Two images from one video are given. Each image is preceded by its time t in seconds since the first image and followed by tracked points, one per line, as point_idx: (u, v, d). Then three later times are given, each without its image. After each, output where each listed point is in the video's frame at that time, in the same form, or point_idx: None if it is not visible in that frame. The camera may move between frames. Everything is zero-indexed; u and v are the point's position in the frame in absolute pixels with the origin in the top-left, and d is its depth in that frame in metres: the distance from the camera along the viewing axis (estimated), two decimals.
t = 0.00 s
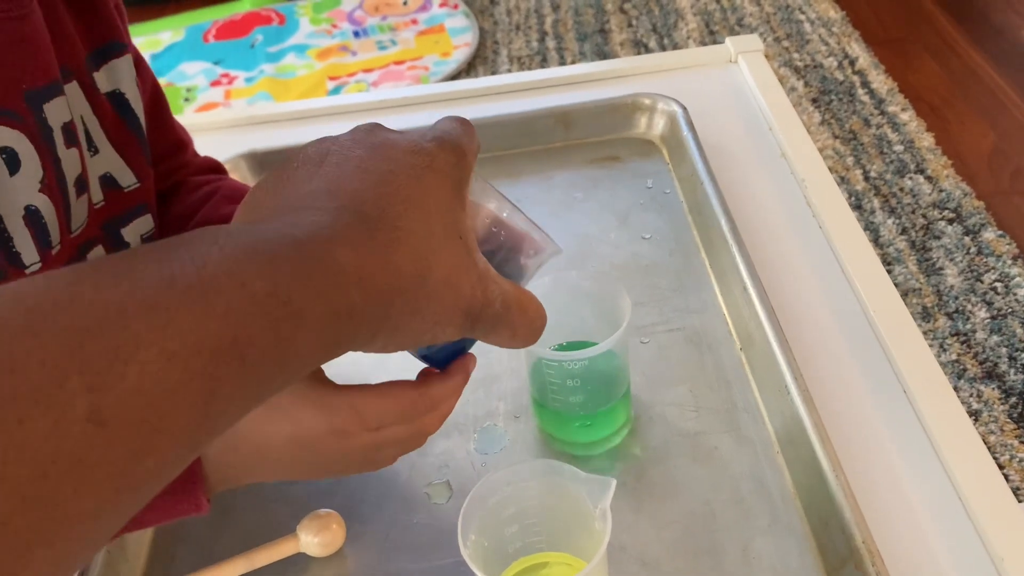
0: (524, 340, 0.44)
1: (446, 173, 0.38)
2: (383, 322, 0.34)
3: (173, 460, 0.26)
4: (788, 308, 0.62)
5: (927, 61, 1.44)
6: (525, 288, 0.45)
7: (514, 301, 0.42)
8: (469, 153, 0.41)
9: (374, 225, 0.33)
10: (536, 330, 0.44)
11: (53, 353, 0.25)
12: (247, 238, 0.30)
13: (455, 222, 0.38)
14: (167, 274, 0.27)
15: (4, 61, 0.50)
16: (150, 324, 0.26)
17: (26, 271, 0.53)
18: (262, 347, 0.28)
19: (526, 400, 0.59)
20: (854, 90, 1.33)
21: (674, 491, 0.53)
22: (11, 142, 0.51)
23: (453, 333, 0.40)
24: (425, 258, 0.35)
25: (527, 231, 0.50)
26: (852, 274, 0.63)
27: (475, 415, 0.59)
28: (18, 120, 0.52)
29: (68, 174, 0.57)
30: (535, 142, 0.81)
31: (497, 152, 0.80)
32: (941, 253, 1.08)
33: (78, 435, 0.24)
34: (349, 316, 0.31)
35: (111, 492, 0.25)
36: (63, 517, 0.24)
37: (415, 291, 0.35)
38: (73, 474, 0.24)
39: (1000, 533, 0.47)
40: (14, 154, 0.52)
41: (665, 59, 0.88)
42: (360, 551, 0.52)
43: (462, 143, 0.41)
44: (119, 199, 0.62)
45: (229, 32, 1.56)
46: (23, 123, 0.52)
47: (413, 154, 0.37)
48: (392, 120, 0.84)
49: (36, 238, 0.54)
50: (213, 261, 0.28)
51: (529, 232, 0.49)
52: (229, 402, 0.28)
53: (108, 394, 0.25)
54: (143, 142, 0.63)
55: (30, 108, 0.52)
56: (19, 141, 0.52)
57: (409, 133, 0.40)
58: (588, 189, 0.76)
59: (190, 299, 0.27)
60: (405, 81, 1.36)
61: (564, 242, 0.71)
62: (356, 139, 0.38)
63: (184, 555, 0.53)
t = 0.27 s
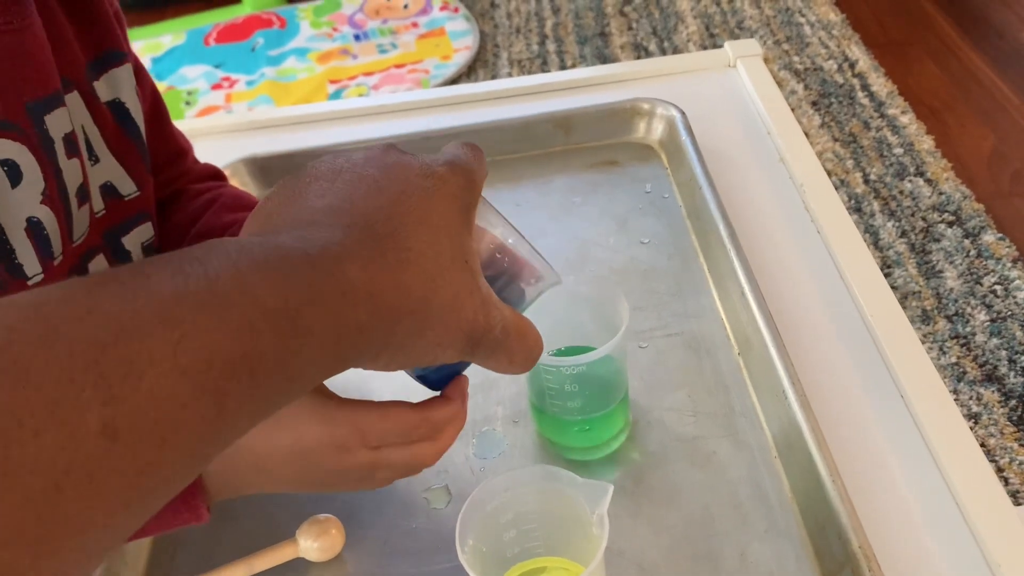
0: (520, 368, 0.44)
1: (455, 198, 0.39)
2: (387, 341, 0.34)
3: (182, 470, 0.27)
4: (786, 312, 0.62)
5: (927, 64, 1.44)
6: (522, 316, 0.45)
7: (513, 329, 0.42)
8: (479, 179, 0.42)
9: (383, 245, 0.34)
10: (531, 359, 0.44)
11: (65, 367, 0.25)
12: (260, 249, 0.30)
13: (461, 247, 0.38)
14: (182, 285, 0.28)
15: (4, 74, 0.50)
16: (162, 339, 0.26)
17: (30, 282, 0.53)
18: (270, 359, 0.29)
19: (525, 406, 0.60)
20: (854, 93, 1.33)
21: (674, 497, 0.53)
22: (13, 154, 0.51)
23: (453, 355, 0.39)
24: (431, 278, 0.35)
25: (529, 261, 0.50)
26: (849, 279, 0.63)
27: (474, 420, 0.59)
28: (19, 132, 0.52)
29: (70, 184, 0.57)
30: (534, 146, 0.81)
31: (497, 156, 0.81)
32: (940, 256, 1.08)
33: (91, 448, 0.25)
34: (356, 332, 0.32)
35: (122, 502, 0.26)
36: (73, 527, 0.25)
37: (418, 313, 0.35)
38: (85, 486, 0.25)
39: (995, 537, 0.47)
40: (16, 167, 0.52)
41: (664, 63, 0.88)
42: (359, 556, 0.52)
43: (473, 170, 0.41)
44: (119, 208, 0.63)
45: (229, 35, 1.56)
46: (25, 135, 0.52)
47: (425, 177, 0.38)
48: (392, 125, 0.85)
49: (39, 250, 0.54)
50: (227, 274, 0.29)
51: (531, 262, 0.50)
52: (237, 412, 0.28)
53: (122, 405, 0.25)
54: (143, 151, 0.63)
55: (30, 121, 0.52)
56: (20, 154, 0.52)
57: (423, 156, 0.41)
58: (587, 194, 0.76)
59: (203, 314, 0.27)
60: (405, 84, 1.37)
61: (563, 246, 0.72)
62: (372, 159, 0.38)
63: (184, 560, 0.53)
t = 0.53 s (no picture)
0: (519, 370, 0.44)
1: (461, 198, 0.38)
2: (389, 337, 0.34)
3: (188, 458, 0.27)
4: (785, 313, 0.62)
5: (926, 64, 1.44)
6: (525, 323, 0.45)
7: (514, 330, 0.42)
8: (484, 181, 0.42)
9: (388, 243, 0.33)
10: (531, 363, 0.44)
11: (72, 355, 0.25)
12: (266, 243, 0.30)
13: (465, 247, 0.37)
14: (189, 277, 0.28)
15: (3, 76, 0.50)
16: (169, 330, 0.26)
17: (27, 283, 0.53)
18: (275, 354, 0.29)
19: (524, 406, 0.60)
20: (854, 93, 1.33)
21: (673, 498, 0.53)
22: (10, 156, 0.52)
23: (454, 353, 0.39)
24: (435, 277, 0.35)
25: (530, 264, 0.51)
26: (847, 279, 0.63)
27: (473, 421, 0.59)
28: (17, 134, 0.52)
29: (69, 186, 0.57)
30: (533, 147, 0.81)
31: (496, 157, 0.81)
32: (941, 256, 1.08)
33: (99, 438, 0.25)
34: (359, 327, 0.32)
35: (129, 490, 0.26)
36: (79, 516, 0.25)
37: (420, 310, 0.35)
38: (91, 476, 0.25)
39: (994, 537, 0.47)
40: (13, 168, 0.52)
41: (663, 63, 0.88)
42: (358, 557, 0.52)
43: (479, 172, 0.41)
44: (120, 210, 0.63)
45: (229, 37, 1.56)
46: (23, 136, 0.52)
47: (432, 177, 0.38)
48: (392, 126, 0.85)
49: (38, 253, 0.54)
50: (234, 267, 0.29)
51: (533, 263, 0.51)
52: (241, 403, 0.28)
53: (129, 396, 0.25)
54: (143, 153, 0.63)
55: (29, 123, 0.52)
56: (17, 154, 0.52)
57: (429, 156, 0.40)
58: (586, 195, 0.76)
59: (209, 306, 0.27)
60: (405, 86, 1.37)
61: (562, 247, 0.72)
62: (382, 156, 0.38)
63: (183, 561, 0.53)
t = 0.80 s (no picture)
0: (513, 361, 0.44)
1: (448, 191, 0.38)
2: (377, 335, 0.34)
3: (170, 468, 0.27)
4: (781, 315, 0.62)
5: (925, 65, 1.44)
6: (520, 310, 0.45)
7: (507, 322, 0.42)
8: (471, 174, 0.42)
9: (372, 242, 0.33)
10: (526, 351, 0.44)
11: (52, 362, 0.25)
12: (248, 249, 0.30)
13: (453, 242, 0.37)
14: (167, 284, 0.28)
15: None
16: (150, 336, 0.26)
17: (15, 283, 0.53)
18: (261, 357, 0.29)
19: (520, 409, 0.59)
20: (852, 94, 1.33)
21: (669, 499, 0.53)
22: None
23: (446, 350, 0.39)
24: (420, 274, 0.35)
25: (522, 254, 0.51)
26: (844, 279, 0.63)
27: (470, 423, 0.59)
28: (4, 134, 0.52)
29: (60, 187, 0.57)
30: (529, 149, 0.81)
31: (493, 159, 0.80)
32: (939, 257, 1.08)
33: (78, 444, 0.25)
34: (346, 329, 0.32)
35: (109, 499, 0.25)
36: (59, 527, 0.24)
37: (408, 308, 0.35)
38: (72, 484, 0.25)
39: (991, 539, 0.47)
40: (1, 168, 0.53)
41: (661, 65, 0.88)
42: (353, 560, 0.52)
43: (465, 165, 0.41)
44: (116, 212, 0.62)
45: (228, 39, 1.56)
46: (10, 136, 0.52)
47: (417, 171, 0.38)
48: (389, 128, 0.85)
49: (26, 253, 0.54)
50: (212, 274, 0.29)
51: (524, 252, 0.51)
52: (225, 411, 0.28)
53: (110, 401, 0.25)
54: (137, 154, 0.63)
55: (16, 123, 0.53)
56: (4, 154, 0.52)
57: (414, 151, 0.40)
58: (583, 197, 0.76)
59: (189, 312, 0.27)
60: (404, 88, 1.37)
61: (560, 249, 0.71)
62: (363, 153, 0.38)
63: (179, 565, 0.53)
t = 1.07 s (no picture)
0: (518, 336, 0.43)
1: (435, 174, 0.38)
2: (374, 321, 0.34)
3: (161, 466, 0.27)
4: (786, 314, 0.62)
5: (928, 65, 1.45)
6: (519, 287, 0.44)
7: (507, 300, 0.42)
8: (460, 151, 0.41)
9: (360, 233, 0.33)
10: (530, 326, 0.44)
11: (38, 363, 0.25)
12: (236, 247, 0.30)
13: (444, 223, 0.37)
14: (156, 282, 0.28)
15: None
16: (137, 335, 0.26)
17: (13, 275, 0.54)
18: (252, 353, 0.29)
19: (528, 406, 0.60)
20: (855, 94, 1.33)
21: (675, 497, 0.53)
22: None
23: (445, 333, 0.39)
24: (411, 261, 0.35)
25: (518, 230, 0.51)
26: (850, 278, 0.63)
27: (477, 420, 0.59)
28: (5, 128, 0.53)
29: (63, 181, 0.57)
30: (534, 148, 0.81)
31: (498, 159, 0.81)
32: (942, 257, 1.08)
33: (66, 444, 0.25)
34: (337, 323, 0.32)
35: (98, 497, 0.26)
36: (50, 525, 0.25)
37: (403, 299, 0.35)
38: (61, 483, 0.25)
39: (999, 537, 0.47)
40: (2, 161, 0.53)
41: (665, 65, 0.88)
42: (361, 557, 0.52)
43: (453, 140, 0.40)
44: (119, 207, 0.63)
45: (230, 39, 1.57)
46: (11, 129, 0.53)
47: (402, 156, 0.37)
48: (393, 127, 0.85)
49: (26, 245, 0.55)
50: (200, 272, 0.29)
51: (520, 227, 0.51)
52: (220, 406, 0.28)
53: (98, 400, 0.25)
54: (139, 148, 0.63)
55: (17, 116, 0.53)
56: (6, 148, 0.53)
57: (401, 134, 0.40)
58: (587, 196, 0.76)
59: (178, 310, 0.27)
60: (407, 88, 1.37)
61: (564, 248, 0.72)
62: (346, 142, 0.38)
63: (186, 562, 0.54)
